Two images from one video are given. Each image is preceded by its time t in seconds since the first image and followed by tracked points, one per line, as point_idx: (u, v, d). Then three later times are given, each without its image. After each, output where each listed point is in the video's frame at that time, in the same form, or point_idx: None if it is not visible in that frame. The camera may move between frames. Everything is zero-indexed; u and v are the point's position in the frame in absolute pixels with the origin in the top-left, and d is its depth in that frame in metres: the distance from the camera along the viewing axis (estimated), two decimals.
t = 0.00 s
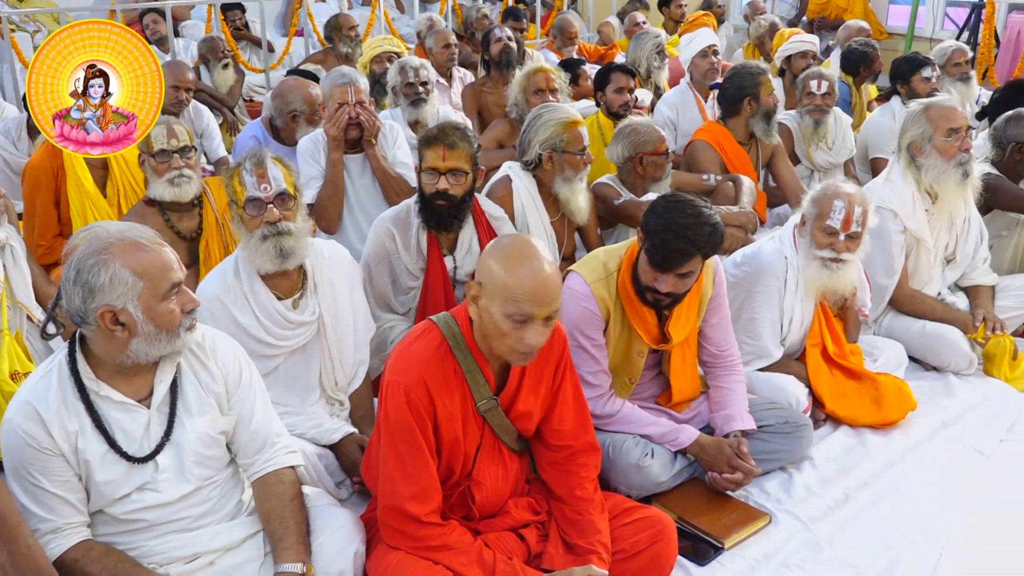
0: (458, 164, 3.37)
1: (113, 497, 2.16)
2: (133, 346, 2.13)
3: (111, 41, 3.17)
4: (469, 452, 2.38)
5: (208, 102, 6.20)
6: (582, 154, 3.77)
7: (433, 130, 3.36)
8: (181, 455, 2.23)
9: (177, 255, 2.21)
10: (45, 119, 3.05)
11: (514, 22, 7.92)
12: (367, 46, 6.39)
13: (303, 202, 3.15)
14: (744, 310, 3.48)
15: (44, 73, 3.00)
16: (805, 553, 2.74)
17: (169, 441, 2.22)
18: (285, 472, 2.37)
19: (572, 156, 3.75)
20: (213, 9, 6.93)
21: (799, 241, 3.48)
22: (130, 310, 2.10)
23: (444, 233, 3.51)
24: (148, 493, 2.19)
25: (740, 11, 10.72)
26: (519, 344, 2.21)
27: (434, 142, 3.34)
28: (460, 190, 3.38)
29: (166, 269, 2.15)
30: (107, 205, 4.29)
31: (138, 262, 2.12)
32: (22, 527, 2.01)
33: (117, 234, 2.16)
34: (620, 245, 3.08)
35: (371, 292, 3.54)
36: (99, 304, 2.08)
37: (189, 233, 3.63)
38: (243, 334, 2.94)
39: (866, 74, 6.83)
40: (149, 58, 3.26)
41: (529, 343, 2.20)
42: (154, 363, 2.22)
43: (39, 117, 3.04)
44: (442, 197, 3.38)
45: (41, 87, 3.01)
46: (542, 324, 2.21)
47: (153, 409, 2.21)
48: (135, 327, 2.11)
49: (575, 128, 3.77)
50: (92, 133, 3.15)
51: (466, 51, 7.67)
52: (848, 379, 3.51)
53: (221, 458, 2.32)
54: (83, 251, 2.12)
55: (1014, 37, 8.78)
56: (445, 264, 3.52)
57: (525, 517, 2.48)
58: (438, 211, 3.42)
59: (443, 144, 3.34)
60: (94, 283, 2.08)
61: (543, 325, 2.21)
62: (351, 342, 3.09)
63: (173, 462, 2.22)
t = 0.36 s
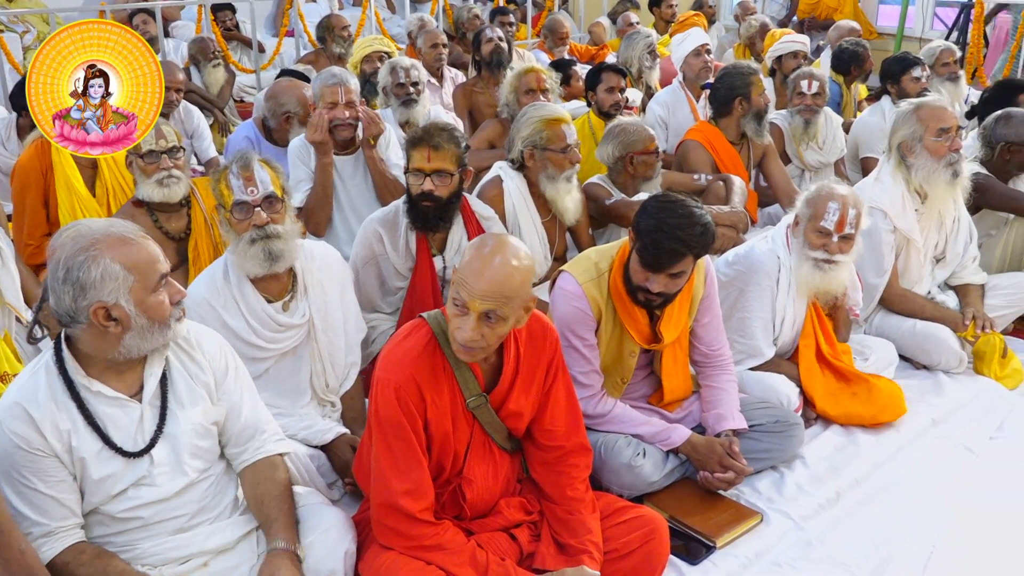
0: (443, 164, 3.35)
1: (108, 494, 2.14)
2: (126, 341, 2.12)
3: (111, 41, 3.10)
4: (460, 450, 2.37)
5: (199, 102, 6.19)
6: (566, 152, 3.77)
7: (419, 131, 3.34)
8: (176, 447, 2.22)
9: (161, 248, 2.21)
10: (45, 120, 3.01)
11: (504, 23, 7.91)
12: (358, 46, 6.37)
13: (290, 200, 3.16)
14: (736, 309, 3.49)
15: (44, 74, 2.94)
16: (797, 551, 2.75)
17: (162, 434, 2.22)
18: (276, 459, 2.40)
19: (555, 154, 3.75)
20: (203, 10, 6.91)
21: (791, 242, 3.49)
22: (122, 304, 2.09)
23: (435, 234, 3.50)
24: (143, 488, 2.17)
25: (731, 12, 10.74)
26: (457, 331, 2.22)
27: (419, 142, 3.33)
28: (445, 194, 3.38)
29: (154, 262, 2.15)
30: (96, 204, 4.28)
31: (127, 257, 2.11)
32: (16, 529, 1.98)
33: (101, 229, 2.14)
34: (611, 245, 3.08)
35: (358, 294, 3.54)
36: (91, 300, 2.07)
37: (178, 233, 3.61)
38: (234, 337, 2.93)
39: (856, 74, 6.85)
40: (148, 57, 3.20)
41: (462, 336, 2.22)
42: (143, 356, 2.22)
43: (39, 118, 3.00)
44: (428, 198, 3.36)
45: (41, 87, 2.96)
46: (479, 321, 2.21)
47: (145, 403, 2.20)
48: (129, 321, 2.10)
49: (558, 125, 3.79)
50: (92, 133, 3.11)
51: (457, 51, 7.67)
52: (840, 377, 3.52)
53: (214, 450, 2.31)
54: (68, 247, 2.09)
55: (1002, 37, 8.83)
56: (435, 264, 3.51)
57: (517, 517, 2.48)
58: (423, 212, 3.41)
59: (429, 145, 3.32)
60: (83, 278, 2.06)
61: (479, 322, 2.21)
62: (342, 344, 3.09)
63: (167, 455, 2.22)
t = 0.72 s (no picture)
0: (434, 168, 3.33)
1: (127, 478, 2.08)
2: (118, 321, 2.08)
3: (111, 41, 3.11)
4: (448, 446, 2.37)
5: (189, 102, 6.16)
6: (544, 148, 3.79)
7: (410, 133, 3.33)
8: (173, 417, 2.20)
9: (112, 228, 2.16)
10: (45, 119, 3.01)
11: (494, 23, 7.91)
12: (349, 47, 6.36)
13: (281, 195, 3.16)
14: (727, 308, 3.49)
15: (44, 73, 2.94)
16: (788, 550, 2.75)
17: (158, 408, 2.18)
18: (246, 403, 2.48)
19: (532, 151, 3.79)
20: (193, 10, 6.89)
21: (782, 245, 3.47)
22: (112, 284, 2.05)
23: (427, 236, 3.46)
24: (156, 464, 2.13)
25: (722, 12, 10.76)
26: (444, 323, 2.23)
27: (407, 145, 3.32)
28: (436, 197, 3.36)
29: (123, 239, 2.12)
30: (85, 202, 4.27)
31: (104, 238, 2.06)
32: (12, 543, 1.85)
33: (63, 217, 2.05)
34: (603, 245, 3.08)
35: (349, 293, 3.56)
36: (85, 286, 2.00)
37: (167, 235, 3.59)
38: (225, 338, 2.93)
39: (846, 73, 6.87)
40: (149, 58, 3.21)
41: (448, 327, 2.23)
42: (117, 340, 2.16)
43: (39, 117, 3.00)
44: (418, 202, 3.35)
45: (41, 86, 2.96)
46: (464, 311, 2.22)
47: (134, 380, 2.16)
48: (121, 300, 2.07)
49: (534, 121, 3.82)
50: (92, 133, 3.12)
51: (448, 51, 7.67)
52: (832, 377, 3.52)
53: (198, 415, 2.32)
54: (38, 238, 1.99)
55: (992, 37, 8.86)
56: (426, 265, 3.48)
57: (509, 517, 2.47)
58: (416, 215, 3.39)
59: (419, 148, 3.30)
60: (74, 263, 1.99)
61: (464, 312, 2.22)
62: (333, 345, 3.08)
63: (167, 426, 2.19)
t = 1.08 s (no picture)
0: (427, 170, 3.31)
1: (109, 477, 2.07)
2: (83, 322, 2.07)
3: (111, 41, 3.10)
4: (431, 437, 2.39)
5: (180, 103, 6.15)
6: (527, 148, 3.81)
7: (403, 134, 3.31)
8: (150, 411, 2.19)
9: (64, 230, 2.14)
10: (45, 120, 3.02)
11: (485, 23, 7.91)
12: (341, 48, 6.36)
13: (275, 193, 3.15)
14: (720, 309, 3.50)
15: (44, 74, 2.96)
16: (780, 549, 2.76)
17: (135, 404, 2.18)
18: (217, 389, 2.49)
19: (515, 150, 3.81)
20: (184, 10, 6.87)
21: (778, 248, 3.49)
22: (70, 286, 2.03)
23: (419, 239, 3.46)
24: (139, 460, 2.13)
25: (713, 12, 10.78)
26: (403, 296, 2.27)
27: (399, 146, 3.30)
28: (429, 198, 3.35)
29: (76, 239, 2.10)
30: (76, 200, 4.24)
31: (56, 241, 2.04)
32: None
33: (14, 223, 2.03)
34: (596, 244, 3.08)
35: (344, 296, 3.55)
36: (44, 291, 1.99)
37: (159, 236, 3.57)
38: (217, 335, 2.93)
39: (836, 73, 6.90)
40: (149, 58, 3.20)
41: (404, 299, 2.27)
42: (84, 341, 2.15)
43: (39, 117, 3.02)
44: (411, 203, 3.35)
45: (41, 87, 2.98)
46: (420, 287, 2.25)
47: (107, 378, 2.15)
48: (81, 301, 2.05)
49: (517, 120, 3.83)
50: (92, 133, 3.13)
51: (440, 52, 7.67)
52: (824, 375, 3.53)
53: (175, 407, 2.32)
54: None
55: (981, 37, 8.91)
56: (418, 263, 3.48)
57: (497, 513, 2.48)
58: (408, 217, 3.39)
59: (412, 149, 3.29)
60: (29, 269, 1.97)
61: (419, 288, 2.25)
62: (325, 343, 3.07)
63: (145, 421, 2.18)
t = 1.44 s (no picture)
0: (416, 171, 3.30)
1: (99, 473, 2.07)
2: (66, 319, 2.06)
3: (110, 41, 3.14)
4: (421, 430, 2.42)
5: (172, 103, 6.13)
6: (513, 150, 3.83)
7: (393, 135, 3.32)
8: (138, 408, 2.19)
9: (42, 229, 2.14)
10: (45, 120, 3.09)
11: (478, 23, 7.92)
12: (333, 48, 6.35)
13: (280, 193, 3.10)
14: (712, 308, 3.50)
15: (44, 73, 3.01)
16: (773, 548, 2.76)
17: (123, 401, 2.18)
18: (206, 387, 2.48)
19: (502, 151, 3.84)
20: (176, 11, 6.86)
21: (769, 247, 3.50)
22: (51, 283, 2.03)
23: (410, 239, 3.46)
24: (128, 457, 2.13)
25: (706, 12, 10.80)
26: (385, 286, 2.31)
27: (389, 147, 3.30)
28: (419, 198, 3.35)
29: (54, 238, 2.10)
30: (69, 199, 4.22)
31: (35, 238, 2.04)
32: None
33: None
34: (588, 244, 3.08)
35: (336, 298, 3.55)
36: (24, 287, 1.98)
37: (153, 238, 3.55)
38: (216, 330, 2.93)
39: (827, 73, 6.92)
40: (149, 58, 3.24)
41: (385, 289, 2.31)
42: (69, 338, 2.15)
43: (39, 117, 3.08)
44: (400, 203, 3.35)
45: (41, 87, 3.03)
46: (400, 279, 2.28)
47: (94, 374, 2.15)
48: (63, 298, 2.05)
49: (503, 122, 3.85)
50: (92, 133, 3.18)
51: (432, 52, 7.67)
52: (816, 374, 3.54)
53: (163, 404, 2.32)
54: None
55: (972, 37, 8.94)
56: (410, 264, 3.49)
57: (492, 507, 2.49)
58: (398, 217, 3.38)
59: (401, 150, 3.28)
60: (8, 267, 1.97)
61: (399, 280, 2.28)
62: (322, 343, 3.07)
63: (134, 418, 2.18)
